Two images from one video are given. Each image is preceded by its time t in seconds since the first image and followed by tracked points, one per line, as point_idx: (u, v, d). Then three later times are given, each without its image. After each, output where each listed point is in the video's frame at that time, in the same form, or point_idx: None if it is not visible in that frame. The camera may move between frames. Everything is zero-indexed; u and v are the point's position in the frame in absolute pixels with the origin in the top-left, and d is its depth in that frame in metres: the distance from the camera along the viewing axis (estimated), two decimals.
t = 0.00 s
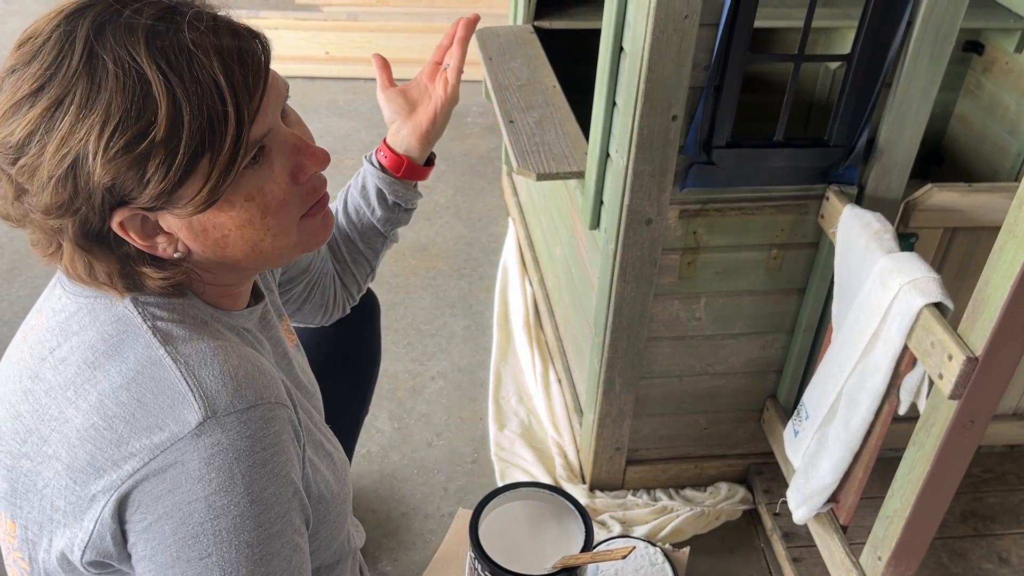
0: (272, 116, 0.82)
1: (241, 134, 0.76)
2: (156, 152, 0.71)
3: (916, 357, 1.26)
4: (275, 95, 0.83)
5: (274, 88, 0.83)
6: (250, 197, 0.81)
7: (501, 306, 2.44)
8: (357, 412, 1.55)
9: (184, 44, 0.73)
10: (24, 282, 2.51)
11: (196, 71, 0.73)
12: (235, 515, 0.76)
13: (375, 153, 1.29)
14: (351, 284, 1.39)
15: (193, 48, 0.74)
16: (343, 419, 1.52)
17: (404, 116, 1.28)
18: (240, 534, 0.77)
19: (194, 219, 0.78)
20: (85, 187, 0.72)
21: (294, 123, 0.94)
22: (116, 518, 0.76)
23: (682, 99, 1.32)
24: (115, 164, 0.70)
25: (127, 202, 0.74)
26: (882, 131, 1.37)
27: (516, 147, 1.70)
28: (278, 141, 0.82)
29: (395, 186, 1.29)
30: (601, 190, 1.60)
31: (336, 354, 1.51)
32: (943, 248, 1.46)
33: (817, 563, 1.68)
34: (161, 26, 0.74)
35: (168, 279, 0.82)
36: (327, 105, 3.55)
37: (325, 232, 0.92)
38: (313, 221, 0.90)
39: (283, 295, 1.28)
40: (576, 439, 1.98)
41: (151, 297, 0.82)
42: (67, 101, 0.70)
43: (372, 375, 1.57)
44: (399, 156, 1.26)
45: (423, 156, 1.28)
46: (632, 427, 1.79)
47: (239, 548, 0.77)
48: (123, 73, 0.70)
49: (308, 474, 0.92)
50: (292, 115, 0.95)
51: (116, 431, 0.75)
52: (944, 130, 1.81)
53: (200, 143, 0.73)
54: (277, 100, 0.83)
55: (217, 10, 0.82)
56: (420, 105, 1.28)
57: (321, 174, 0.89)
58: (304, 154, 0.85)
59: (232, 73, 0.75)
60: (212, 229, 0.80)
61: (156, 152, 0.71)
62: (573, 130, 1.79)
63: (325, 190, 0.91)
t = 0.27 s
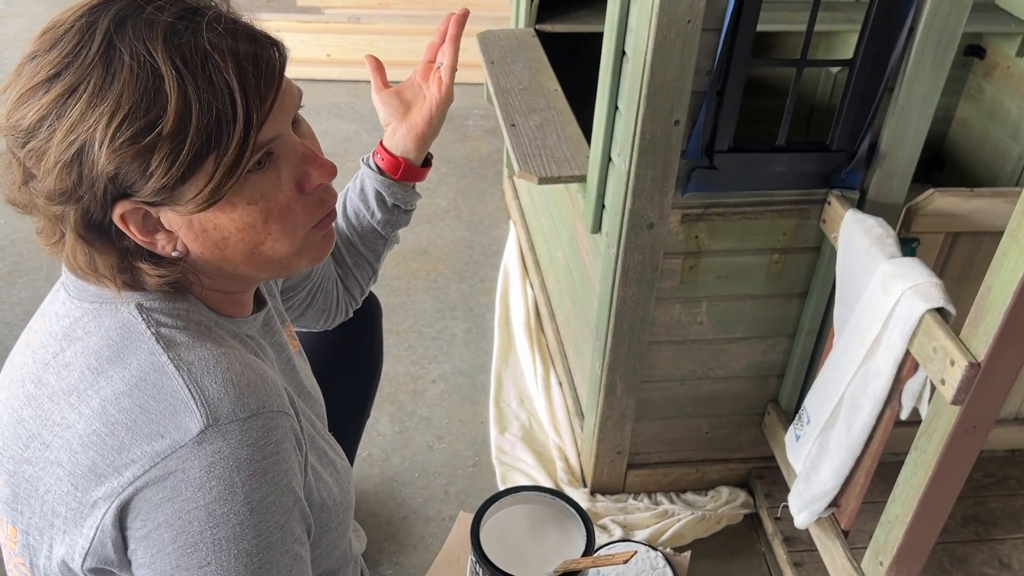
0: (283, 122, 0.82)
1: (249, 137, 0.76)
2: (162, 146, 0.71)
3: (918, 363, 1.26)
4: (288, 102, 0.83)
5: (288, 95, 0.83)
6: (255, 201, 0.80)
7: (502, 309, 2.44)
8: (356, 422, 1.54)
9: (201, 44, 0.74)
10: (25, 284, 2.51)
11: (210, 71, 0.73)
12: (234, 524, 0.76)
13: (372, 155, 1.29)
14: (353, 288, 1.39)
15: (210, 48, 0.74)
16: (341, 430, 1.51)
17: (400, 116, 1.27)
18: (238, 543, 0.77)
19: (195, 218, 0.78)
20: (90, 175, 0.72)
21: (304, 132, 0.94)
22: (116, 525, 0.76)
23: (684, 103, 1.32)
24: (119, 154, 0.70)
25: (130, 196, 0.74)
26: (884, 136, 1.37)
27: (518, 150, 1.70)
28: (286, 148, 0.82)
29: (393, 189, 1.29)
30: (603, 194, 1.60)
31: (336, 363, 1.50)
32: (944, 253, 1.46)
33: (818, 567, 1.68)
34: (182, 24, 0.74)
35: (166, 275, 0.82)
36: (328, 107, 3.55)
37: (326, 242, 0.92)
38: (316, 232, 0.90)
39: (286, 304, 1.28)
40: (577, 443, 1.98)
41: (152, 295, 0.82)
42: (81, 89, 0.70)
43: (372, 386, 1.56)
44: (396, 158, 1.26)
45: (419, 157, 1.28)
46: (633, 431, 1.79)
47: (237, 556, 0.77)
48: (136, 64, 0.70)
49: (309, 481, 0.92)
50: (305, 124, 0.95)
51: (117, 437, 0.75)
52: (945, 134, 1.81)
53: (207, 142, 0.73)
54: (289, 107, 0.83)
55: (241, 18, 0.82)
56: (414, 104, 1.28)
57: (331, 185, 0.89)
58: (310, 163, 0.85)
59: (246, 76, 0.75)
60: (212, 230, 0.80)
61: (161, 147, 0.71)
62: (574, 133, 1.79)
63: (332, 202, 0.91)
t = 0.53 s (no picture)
0: (275, 117, 0.82)
1: (246, 136, 0.76)
2: (159, 152, 0.71)
3: (920, 365, 1.26)
4: (280, 96, 0.83)
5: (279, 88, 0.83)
6: (255, 199, 0.80)
7: (502, 310, 2.44)
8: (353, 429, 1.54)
9: (189, 45, 0.73)
10: (25, 284, 2.50)
11: (200, 71, 0.72)
12: (235, 526, 0.76)
13: (369, 153, 1.28)
14: (353, 288, 1.39)
15: (197, 48, 0.73)
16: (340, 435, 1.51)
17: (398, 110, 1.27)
18: (239, 546, 0.77)
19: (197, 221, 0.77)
20: (88, 186, 0.72)
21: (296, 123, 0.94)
22: (116, 527, 0.75)
23: (686, 105, 1.31)
24: (116, 163, 0.70)
25: (131, 203, 0.73)
26: (886, 137, 1.37)
27: (519, 151, 1.69)
28: (281, 142, 0.82)
29: (391, 186, 1.28)
30: (604, 196, 1.60)
31: (339, 368, 1.50)
32: (946, 254, 1.46)
33: (819, 569, 1.68)
34: (168, 27, 0.74)
35: (170, 280, 0.81)
36: (329, 108, 3.55)
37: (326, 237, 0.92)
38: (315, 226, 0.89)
39: (286, 305, 1.28)
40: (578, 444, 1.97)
41: (153, 298, 0.81)
42: (71, 100, 0.70)
43: (373, 393, 1.56)
44: (394, 155, 1.26)
45: (417, 154, 1.27)
46: (634, 432, 1.78)
47: (238, 559, 0.77)
48: (126, 72, 0.70)
49: (310, 483, 0.92)
50: (296, 117, 0.95)
51: (117, 439, 0.75)
52: (946, 136, 1.80)
53: (204, 144, 0.73)
54: (280, 101, 0.83)
55: (226, 13, 0.82)
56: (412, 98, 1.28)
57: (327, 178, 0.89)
58: (307, 156, 0.85)
59: (236, 74, 0.75)
60: (214, 231, 0.79)
61: (158, 152, 0.71)
62: (575, 134, 1.79)
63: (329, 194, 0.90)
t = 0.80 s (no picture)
0: (272, 114, 0.81)
1: (242, 132, 0.75)
2: (153, 145, 0.70)
3: (921, 366, 1.26)
4: (277, 94, 0.82)
5: (276, 86, 0.82)
6: (250, 196, 0.80)
7: (502, 311, 2.44)
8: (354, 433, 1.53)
9: (187, 40, 0.73)
10: (23, 284, 2.50)
11: (198, 67, 0.72)
12: (232, 527, 0.75)
13: (365, 152, 1.27)
14: (353, 288, 1.39)
15: (196, 44, 0.73)
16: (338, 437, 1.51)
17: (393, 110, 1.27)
18: (236, 546, 0.76)
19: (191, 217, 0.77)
20: (81, 178, 0.71)
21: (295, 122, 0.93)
22: (112, 528, 0.75)
23: (687, 104, 1.31)
24: (110, 155, 0.69)
25: (125, 197, 0.73)
26: (887, 138, 1.37)
27: (519, 151, 1.69)
28: (278, 140, 0.82)
29: (388, 184, 1.28)
30: (604, 196, 1.59)
31: (338, 369, 1.50)
32: (947, 255, 1.46)
33: (820, 571, 1.67)
34: (167, 20, 0.73)
35: (163, 276, 0.81)
36: (329, 108, 3.54)
37: (325, 236, 0.91)
38: (312, 225, 0.89)
39: (284, 305, 1.27)
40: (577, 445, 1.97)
41: (147, 295, 0.81)
42: (67, 92, 0.70)
43: (372, 393, 1.56)
44: (390, 155, 1.24)
45: (413, 153, 1.26)
46: (634, 433, 1.78)
47: (235, 559, 0.76)
48: (123, 64, 0.70)
49: (308, 483, 0.91)
50: (295, 116, 0.95)
51: (113, 439, 0.74)
52: (947, 137, 1.80)
53: (199, 140, 0.72)
54: (278, 99, 0.83)
55: (228, 11, 0.81)
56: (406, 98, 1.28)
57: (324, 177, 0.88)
58: (304, 155, 0.84)
59: (235, 71, 0.75)
60: (208, 227, 0.79)
61: (152, 146, 0.70)
62: (575, 134, 1.79)
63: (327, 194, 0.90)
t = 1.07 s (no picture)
0: (268, 110, 0.81)
1: (237, 129, 0.75)
2: (149, 144, 0.70)
3: (920, 368, 1.25)
4: (271, 91, 0.82)
5: (270, 83, 0.82)
6: (248, 193, 0.79)
7: (501, 312, 2.43)
8: (349, 435, 1.55)
9: (178, 39, 0.73)
10: (21, 285, 2.49)
11: (190, 65, 0.72)
12: (230, 530, 0.75)
13: (361, 164, 1.27)
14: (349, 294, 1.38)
15: (186, 42, 0.73)
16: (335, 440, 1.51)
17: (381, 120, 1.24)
18: (235, 549, 0.76)
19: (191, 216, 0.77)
20: (77, 180, 0.71)
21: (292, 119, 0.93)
22: (110, 532, 0.74)
23: (686, 106, 1.31)
24: (106, 156, 0.69)
25: (124, 198, 0.73)
26: (886, 139, 1.36)
27: (518, 152, 1.69)
28: (275, 137, 0.81)
29: (385, 197, 1.28)
30: (603, 197, 1.59)
31: (336, 372, 1.49)
32: (946, 257, 1.45)
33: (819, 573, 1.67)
34: (157, 19, 0.73)
35: (164, 279, 0.81)
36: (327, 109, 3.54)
37: (325, 234, 0.91)
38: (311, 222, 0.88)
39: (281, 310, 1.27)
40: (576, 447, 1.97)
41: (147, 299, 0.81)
42: (60, 96, 0.69)
43: (370, 396, 1.55)
44: (385, 168, 1.25)
45: (410, 164, 1.26)
46: (633, 435, 1.78)
47: (233, 562, 0.76)
48: (114, 65, 0.69)
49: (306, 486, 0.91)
50: (291, 113, 0.94)
51: (111, 442, 0.74)
52: (945, 139, 1.80)
53: (194, 138, 0.72)
54: (273, 96, 0.82)
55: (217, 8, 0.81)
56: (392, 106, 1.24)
57: (321, 172, 0.88)
58: (301, 151, 0.84)
59: (227, 68, 0.74)
60: (207, 227, 0.79)
61: (149, 145, 0.70)
62: (574, 136, 1.78)
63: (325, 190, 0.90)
